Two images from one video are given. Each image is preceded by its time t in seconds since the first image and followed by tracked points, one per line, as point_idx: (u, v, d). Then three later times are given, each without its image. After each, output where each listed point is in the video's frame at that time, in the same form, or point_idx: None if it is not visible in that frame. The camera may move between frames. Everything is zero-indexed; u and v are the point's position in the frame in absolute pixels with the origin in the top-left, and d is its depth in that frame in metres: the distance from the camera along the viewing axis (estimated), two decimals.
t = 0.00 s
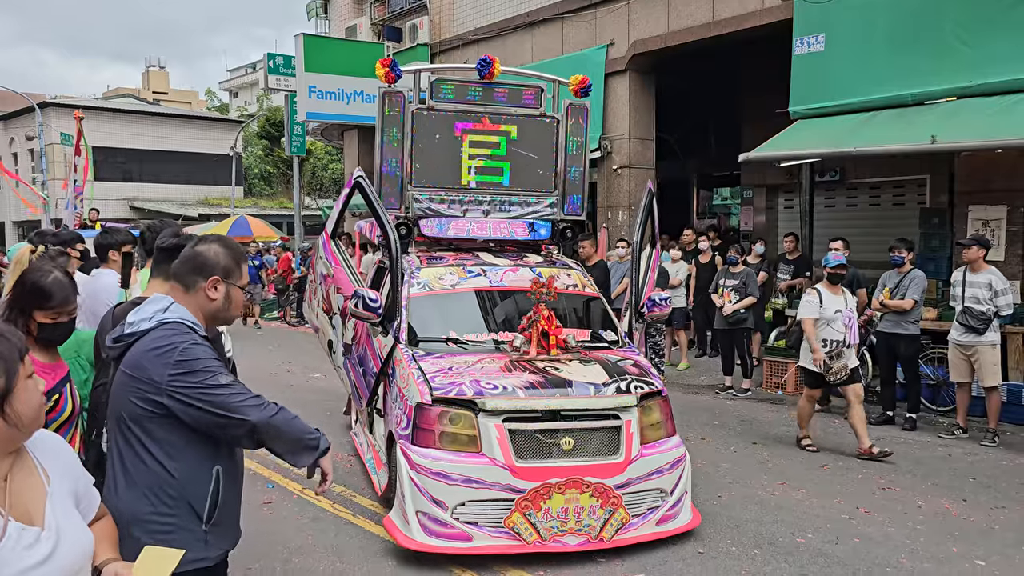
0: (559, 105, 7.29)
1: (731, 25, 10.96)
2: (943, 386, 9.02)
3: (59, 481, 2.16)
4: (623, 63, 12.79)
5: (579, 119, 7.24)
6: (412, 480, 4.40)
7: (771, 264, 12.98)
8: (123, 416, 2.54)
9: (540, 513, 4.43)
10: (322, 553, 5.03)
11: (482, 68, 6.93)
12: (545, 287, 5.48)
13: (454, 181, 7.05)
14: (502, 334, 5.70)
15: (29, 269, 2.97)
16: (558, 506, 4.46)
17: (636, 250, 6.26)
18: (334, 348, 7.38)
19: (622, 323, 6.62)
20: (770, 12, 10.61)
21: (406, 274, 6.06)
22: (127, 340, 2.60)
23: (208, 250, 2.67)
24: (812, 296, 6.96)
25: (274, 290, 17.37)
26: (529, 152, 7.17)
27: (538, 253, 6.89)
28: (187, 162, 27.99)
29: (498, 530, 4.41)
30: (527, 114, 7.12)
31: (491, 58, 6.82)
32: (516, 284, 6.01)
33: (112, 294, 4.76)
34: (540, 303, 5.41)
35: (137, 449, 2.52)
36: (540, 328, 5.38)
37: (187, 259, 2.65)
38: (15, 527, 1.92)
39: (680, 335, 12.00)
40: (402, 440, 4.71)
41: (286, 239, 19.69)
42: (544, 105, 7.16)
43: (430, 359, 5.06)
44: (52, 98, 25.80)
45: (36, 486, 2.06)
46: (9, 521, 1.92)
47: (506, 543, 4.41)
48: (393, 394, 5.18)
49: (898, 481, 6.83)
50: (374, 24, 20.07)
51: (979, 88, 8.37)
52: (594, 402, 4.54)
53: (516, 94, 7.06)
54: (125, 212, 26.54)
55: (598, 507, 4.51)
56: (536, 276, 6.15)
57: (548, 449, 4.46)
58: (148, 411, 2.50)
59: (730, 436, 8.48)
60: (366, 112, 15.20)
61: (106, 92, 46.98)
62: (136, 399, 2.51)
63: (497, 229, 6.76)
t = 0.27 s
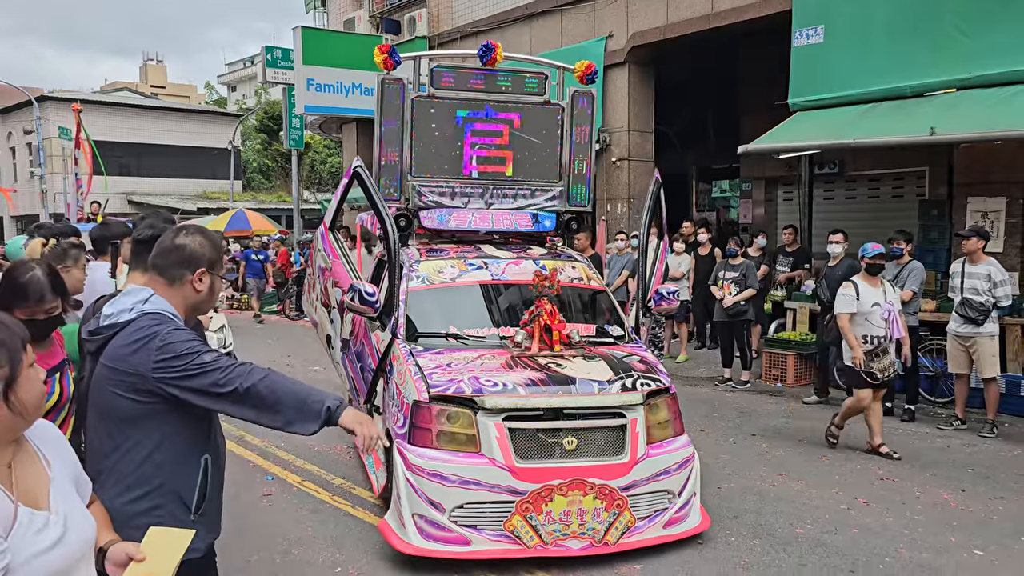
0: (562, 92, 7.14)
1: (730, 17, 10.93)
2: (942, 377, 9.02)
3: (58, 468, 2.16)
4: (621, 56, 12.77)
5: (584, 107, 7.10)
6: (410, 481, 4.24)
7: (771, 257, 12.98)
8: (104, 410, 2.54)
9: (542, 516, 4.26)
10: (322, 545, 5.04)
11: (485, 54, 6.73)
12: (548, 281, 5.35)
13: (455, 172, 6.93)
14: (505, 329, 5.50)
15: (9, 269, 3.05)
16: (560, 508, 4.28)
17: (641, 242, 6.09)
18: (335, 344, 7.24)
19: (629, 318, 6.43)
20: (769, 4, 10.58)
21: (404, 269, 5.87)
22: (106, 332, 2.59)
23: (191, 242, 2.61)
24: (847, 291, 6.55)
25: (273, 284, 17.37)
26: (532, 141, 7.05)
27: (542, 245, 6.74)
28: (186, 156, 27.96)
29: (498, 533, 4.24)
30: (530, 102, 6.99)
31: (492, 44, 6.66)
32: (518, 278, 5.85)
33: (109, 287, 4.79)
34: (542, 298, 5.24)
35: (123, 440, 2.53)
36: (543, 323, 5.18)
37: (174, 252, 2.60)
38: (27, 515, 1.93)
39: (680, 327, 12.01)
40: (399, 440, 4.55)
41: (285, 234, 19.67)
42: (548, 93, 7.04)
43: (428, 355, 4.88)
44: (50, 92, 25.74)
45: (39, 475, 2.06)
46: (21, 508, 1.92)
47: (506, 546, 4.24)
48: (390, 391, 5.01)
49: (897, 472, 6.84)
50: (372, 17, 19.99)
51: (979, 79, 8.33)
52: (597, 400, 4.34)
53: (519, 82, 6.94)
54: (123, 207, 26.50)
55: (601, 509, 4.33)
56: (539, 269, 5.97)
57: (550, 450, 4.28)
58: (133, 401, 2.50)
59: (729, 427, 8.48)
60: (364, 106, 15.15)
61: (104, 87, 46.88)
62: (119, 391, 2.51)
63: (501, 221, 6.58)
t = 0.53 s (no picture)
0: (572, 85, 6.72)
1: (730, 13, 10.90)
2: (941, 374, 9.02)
3: (55, 460, 2.15)
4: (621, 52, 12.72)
5: (595, 98, 6.66)
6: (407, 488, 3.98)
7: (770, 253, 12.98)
8: (96, 407, 2.52)
9: (545, 525, 3.96)
10: (321, 541, 5.03)
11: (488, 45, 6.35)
12: (552, 279, 5.10)
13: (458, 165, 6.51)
14: (509, 328, 5.18)
15: (15, 258, 3.01)
16: (566, 518, 3.98)
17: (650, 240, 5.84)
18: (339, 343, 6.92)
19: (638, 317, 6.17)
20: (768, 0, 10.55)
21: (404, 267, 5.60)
22: (93, 329, 2.57)
23: (177, 234, 2.61)
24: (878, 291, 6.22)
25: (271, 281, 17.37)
26: (539, 134, 6.60)
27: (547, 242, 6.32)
28: (185, 153, 27.94)
29: (500, 543, 3.94)
30: (536, 93, 6.55)
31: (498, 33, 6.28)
32: (523, 276, 5.53)
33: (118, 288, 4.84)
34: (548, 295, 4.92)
35: (116, 436, 2.51)
36: (548, 323, 4.86)
37: (160, 244, 2.60)
38: (32, 506, 1.93)
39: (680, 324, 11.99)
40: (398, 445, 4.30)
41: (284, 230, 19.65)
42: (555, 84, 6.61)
43: (427, 356, 4.63)
44: (49, 89, 25.68)
45: (37, 466, 2.05)
46: (25, 499, 1.92)
47: (508, 558, 3.94)
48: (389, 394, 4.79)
49: (896, 468, 6.84)
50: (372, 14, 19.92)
51: (979, 75, 8.29)
52: (605, 404, 4.06)
53: (525, 72, 6.51)
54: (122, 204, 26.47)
55: (609, 517, 4.03)
56: (545, 266, 5.66)
57: (555, 455, 3.99)
58: (124, 396, 2.48)
59: (728, 424, 8.48)
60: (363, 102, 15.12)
61: (102, 83, 46.79)
62: (110, 387, 2.49)
63: (505, 216, 6.19)
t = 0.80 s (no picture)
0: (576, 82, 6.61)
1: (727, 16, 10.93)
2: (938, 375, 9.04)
3: (52, 460, 2.15)
4: (617, 55, 12.73)
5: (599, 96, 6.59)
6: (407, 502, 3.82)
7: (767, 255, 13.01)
8: (92, 405, 2.53)
9: (551, 543, 3.78)
10: (319, 542, 5.04)
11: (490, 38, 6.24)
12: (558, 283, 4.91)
13: (461, 162, 6.35)
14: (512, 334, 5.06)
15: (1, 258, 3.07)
16: (573, 535, 3.79)
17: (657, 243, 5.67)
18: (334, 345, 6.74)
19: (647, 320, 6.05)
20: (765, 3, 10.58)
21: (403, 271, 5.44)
22: (90, 326, 2.58)
23: (170, 235, 2.64)
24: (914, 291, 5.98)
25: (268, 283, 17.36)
26: (543, 132, 6.49)
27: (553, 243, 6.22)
28: (182, 156, 27.94)
29: (504, 562, 3.76)
30: (541, 90, 6.45)
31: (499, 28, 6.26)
32: (528, 279, 5.38)
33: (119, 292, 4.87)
34: (554, 300, 4.81)
35: (111, 433, 2.52)
36: (554, 329, 4.75)
37: (154, 245, 2.61)
38: (31, 504, 1.94)
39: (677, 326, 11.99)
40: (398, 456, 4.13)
41: (280, 233, 19.64)
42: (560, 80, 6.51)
43: (429, 364, 4.46)
44: (46, 92, 25.65)
45: (35, 466, 2.06)
46: (25, 497, 1.93)
47: None
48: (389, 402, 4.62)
49: (893, 470, 6.85)
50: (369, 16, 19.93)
51: (975, 77, 8.31)
52: (613, 415, 3.86)
53: (528, 68, 6.39)
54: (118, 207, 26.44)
55: (619, 535, 3.84)
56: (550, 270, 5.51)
57: (562, 469, 3.81)
58: (119, 392, 2.49)
59: (725, 425, 8.49)
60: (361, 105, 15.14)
61: (99, 86, 46.74)
62: (106, 384, 2.50)
63: (507, 218, 6.13)
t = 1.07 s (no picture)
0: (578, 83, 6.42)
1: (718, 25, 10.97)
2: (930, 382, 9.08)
3: (48, 467, 2.16)
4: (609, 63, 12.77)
5: (603, 98, 6.41)
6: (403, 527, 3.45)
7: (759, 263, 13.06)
8: (87, 413, 2.54)
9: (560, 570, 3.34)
10: (312, 551, 5.03)
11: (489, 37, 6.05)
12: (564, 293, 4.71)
13: (460, 169, 6.25)
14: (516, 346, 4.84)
15: None
16: (583, 561, 3.36)
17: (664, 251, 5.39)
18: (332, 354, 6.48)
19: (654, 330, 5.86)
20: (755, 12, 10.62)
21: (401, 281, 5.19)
22: (83, 332, 2.58)
23: (166, 243, 2.59)
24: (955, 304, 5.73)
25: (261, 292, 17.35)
26: (544, 136, 6.36)
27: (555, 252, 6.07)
28: (175, 166, 27.93)
29: None
30: (542, 92, 6.30)
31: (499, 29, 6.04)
32: (531, 288, 5.15)
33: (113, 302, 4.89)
34: (559, 311, 4.62)
35: (109, 435, 2.53)
36: (559, 341, 4.56)
37: (149, 254, 2.58)
38: (29, 509, 1.94)
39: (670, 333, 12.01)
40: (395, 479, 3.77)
41: (273, 242, 19.63)
42: (561, 81, 6.35)
43: (429, 380, 4.13)
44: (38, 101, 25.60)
45: (32, 472, 2.06)
46: (23, 502, 1.94)
47: None
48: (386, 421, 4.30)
49: (885, 476, 6.88)
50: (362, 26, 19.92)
51: (964, 86, 8.37)
52: (624, 433, 3.51)
53: (529, 70, 6.25)
54: (110, 216, 26.39)
55: (633, 562, 3.40)
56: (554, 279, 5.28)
57: (569, 490, 3.42)
58: (117, 393, 2.50)
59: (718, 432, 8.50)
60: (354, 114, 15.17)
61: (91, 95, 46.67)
62: (103, 386, 2.50)
63: (508, 225, 5.93)
